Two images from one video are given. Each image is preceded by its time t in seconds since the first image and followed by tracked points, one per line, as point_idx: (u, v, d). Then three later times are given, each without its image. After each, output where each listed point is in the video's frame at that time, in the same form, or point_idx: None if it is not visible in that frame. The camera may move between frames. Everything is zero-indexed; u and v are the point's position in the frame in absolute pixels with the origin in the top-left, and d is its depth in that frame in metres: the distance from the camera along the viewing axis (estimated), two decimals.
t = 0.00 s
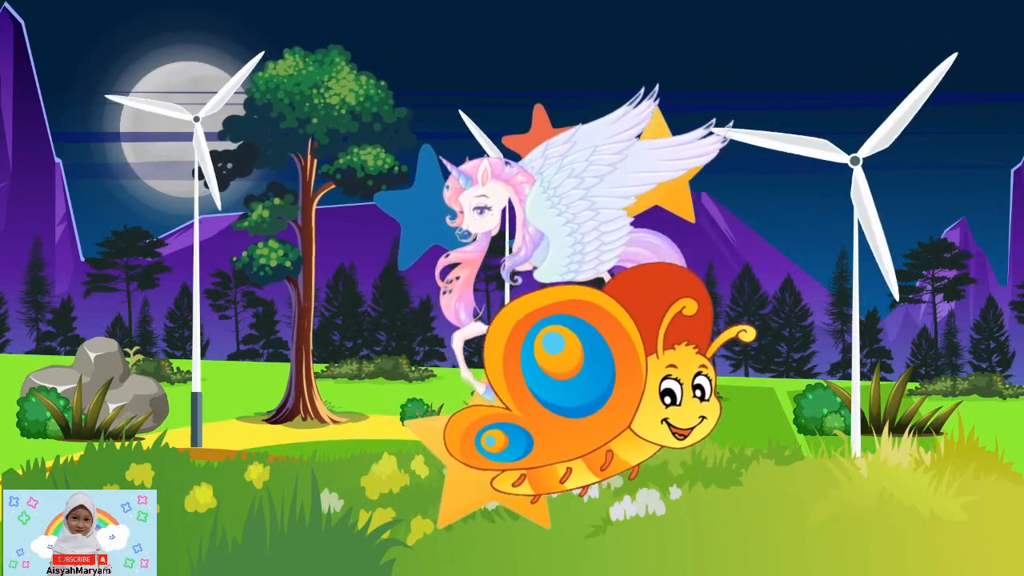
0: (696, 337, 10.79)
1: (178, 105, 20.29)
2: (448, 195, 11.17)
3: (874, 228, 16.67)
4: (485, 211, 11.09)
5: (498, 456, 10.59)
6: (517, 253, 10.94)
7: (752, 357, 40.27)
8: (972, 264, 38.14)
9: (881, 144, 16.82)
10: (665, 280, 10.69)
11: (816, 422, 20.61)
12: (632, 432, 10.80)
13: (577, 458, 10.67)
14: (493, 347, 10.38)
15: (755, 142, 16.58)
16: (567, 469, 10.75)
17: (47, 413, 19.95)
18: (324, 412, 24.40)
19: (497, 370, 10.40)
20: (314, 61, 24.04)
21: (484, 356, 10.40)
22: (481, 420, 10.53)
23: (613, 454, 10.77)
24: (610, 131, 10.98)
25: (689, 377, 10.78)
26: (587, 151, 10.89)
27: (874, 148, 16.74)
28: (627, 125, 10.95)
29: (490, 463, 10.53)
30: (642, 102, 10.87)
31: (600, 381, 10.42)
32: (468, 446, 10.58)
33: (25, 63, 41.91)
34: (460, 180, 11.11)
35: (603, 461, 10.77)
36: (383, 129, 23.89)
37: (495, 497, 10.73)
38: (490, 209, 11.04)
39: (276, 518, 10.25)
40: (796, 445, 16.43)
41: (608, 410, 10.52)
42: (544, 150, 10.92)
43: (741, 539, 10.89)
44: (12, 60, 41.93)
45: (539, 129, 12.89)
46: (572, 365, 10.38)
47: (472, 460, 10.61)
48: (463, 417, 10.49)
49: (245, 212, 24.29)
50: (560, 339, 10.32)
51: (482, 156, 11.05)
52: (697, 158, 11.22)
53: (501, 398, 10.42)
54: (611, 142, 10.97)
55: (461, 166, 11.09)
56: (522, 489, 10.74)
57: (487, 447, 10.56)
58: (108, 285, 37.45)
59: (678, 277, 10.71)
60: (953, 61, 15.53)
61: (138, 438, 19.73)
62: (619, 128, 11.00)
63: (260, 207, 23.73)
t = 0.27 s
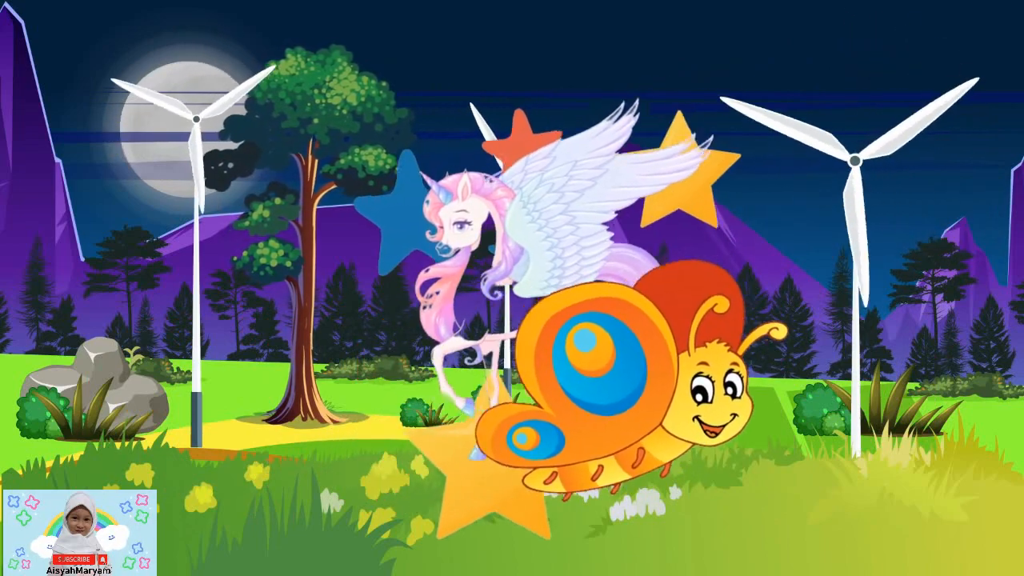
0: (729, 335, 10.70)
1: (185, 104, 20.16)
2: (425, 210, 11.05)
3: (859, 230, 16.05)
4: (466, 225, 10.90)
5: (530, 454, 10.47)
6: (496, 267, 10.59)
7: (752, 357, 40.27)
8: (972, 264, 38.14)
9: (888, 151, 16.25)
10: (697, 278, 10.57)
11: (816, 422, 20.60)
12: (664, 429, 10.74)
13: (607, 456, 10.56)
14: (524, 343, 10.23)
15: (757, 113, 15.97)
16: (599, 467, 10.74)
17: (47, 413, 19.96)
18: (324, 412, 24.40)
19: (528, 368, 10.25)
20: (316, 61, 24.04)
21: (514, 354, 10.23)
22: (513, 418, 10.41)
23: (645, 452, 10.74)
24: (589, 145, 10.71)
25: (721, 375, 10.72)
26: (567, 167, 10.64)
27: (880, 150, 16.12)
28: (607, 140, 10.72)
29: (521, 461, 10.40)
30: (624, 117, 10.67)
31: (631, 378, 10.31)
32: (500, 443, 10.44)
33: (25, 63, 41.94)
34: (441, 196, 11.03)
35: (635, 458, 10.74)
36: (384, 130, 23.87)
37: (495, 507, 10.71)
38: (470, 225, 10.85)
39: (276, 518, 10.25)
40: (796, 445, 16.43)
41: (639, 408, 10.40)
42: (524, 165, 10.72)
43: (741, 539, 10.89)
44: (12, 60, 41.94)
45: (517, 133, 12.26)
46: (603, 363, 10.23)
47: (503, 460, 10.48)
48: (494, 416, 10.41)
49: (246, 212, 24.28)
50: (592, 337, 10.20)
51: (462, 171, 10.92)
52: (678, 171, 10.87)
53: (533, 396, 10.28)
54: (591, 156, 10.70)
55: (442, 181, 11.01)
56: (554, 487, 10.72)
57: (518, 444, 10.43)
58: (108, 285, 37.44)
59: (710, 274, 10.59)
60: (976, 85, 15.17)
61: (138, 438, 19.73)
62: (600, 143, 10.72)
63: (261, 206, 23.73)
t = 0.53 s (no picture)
0: (760, 332, 10.89)
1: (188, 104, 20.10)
2: (406, 224, 10.60)
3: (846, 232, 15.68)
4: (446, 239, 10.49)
5: (561, 452, 10.35)
6: (475, 281, 10.35)
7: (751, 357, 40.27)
8: (972, 265, 38.15)
9: (887, 160, 15.97)
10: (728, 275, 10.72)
11: (816, 422, 20.61)
12: (696, 427, 10.83)
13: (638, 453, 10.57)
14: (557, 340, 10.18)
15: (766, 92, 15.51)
16: (630, 465, 10.87)
17: (47, 413, 19.95)
18: (324, 412, 24.40)
19: (561, 366, 10.20)
20: (317, 61, 24.02)
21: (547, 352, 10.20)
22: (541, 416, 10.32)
23: (676, 449, 10.88)
24: (569, 159, 10.34)
25: (752, 372, 10.88)
26: (547, 181, 10.27)
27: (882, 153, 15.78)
28: (588, 154, 10.33)
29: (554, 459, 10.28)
30: (606, 129, 10.30)
31: (664, 375, 10.34)
32: (530, 441, 10.33)
33: (25, 63, 41.95)
34: (420, 210, 10.56)
35: (666, 456, 10.87)
36: (385, 130, 23.87)
37: (495, 518, 10.49)
38: (450, 240, 10.46)
39: (276, 518, 10.24)
40: (796, 445, 16.43)
41: (672, 405, 10.42)
42: (504, 179, 10.37)
43: (741, 539, 10.89)
44: (12, 60, 41.94)
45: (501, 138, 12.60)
46: (633, 361, 10.23)
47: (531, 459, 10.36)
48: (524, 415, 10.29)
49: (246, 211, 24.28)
50: (624, 335, 10.20)
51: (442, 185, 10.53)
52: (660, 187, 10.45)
53: (564, 392, 10.23)
54: (571, 170, 10.31)
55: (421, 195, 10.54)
56: (585, 484, 10.87)
57: (549, 442, 10.32)
58: (108, 285, 37.44)
59: (741, 272, 10.76)
60: (989, 112, 15.11)
61: (139, 438, 19.73)
62: (580, 156, 10.34)
63: (262, 206, 23.73)
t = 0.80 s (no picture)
0: (792, 330, 11.03)
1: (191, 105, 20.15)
2: (386, 239, 10.78)
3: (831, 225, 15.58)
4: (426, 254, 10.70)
5: (593, 449, 10.54)
6: (456, 296, 10.54)
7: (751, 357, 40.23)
8: (972, 265, 38.14)
9: (887, 167, 15.90)
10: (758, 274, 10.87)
11: (817, 422, 20.61)
12: (727, 425, 10.96)
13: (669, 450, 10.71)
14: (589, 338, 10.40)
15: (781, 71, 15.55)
16: (662, 462, 10.94)
17: (47, 413, 19.95)
18: (324, 412, 24.40)
19: (593, 364, 10.42)
20: (318, 61, 23.97)
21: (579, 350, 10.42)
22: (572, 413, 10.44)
23: (708, 446, 10.95)
24: (549, 175, 10.52)
25: (783, 370, 11.03)
26: (527, 197, 10.47)
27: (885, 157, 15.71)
28: (568, 170, 10.49)
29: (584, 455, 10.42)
30: (585, 145, 10.44)
31: (694, 373, 10.53)
32: (563, 439, 10.46)
33: (25, 63, 41.91)
34: (400, 225, 10.75)
35: (698, 453, 10.95)
36: (386, 131, 23.87)
37: (493, 528, 10.48)
38: (430, 255, 10.67)
39: (276, 518, 10.24)
40: (796, 445, 16.43)
41: (702, 403, 10.61)
42: (484, 195, 10.57)
43: (741, 539, 10.89)
44: (12, 60, 41.92)
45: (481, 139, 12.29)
46: (665, 358, 10.42)
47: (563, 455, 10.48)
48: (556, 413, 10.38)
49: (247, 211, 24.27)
50: (655, 333, 10.39)
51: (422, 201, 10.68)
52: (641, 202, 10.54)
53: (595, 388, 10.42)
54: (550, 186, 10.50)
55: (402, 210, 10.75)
56: (617, 482, 10.88)
57: (581, 439, 10.48)
58: (108, 285, 37.43)
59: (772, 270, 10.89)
60: (997, 143, 15.11)
61: (139, 438, 19.73)
62: (560, 172, 10.52)
63: (262, 206, 23.74)
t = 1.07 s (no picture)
0: (823, 328, 10.86)
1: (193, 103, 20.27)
2: (365, 254, 9.98)
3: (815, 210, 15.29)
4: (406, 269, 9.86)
5: (625, 447, 10.43)
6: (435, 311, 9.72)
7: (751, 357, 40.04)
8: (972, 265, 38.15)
9: (886, 175, 15.94)
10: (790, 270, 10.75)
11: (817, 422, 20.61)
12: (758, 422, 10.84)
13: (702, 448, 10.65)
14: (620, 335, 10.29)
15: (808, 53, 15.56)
16: (694, 460, 10.83)
17: (47, 413, 19.96)
18: (324, 412, 24.41)
19: (625, 365, 10.29)
20: (319, 61, 23.93)
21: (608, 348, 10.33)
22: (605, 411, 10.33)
23: (740, 444, 10.86)
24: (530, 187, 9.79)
25: (816, 366, 10.84)
26: (507, 211, 9.69)
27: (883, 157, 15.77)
28: (548, 184, 9.75)
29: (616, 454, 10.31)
30: (567, 159, 9.75)
31: (726, 372, 10.41)
32: (596, 440, 10.35)
33: (25, 63, 41.93)
34: (380, 239, 9.96)
35: (730, 451, 10.86)
36: (386, 131, 23.89)
37: (493, 537, 10.12)
38: (410, 269, 9.81)
39: (276, 518, 10.24)
40: (797, 444, 16.43)
41: (735, 399, 10.47)
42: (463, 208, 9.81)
43: (740, 539, 10.90)
44: (12, 60, 41.95)
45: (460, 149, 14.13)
46: (698, 355, 10.31)
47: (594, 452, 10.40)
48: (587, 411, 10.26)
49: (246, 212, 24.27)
50: (687, 329, 10.28)
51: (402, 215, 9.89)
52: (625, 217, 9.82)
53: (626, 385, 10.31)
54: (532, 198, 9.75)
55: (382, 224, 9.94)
56: (649, 480, 10.80)
57: (613, 437, 10.37)
58: (108, 285, 37.44)
59: (803, 268, 10.77)
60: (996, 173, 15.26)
61: (139, 438, 19.74)
62: (542, 185, 9.78)
63: (262, 206, 23.73)
